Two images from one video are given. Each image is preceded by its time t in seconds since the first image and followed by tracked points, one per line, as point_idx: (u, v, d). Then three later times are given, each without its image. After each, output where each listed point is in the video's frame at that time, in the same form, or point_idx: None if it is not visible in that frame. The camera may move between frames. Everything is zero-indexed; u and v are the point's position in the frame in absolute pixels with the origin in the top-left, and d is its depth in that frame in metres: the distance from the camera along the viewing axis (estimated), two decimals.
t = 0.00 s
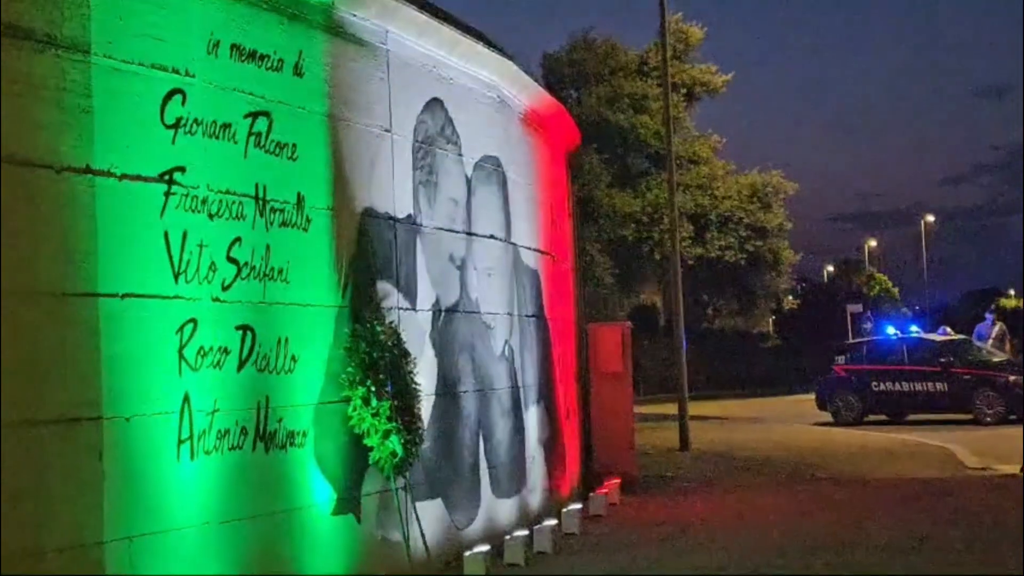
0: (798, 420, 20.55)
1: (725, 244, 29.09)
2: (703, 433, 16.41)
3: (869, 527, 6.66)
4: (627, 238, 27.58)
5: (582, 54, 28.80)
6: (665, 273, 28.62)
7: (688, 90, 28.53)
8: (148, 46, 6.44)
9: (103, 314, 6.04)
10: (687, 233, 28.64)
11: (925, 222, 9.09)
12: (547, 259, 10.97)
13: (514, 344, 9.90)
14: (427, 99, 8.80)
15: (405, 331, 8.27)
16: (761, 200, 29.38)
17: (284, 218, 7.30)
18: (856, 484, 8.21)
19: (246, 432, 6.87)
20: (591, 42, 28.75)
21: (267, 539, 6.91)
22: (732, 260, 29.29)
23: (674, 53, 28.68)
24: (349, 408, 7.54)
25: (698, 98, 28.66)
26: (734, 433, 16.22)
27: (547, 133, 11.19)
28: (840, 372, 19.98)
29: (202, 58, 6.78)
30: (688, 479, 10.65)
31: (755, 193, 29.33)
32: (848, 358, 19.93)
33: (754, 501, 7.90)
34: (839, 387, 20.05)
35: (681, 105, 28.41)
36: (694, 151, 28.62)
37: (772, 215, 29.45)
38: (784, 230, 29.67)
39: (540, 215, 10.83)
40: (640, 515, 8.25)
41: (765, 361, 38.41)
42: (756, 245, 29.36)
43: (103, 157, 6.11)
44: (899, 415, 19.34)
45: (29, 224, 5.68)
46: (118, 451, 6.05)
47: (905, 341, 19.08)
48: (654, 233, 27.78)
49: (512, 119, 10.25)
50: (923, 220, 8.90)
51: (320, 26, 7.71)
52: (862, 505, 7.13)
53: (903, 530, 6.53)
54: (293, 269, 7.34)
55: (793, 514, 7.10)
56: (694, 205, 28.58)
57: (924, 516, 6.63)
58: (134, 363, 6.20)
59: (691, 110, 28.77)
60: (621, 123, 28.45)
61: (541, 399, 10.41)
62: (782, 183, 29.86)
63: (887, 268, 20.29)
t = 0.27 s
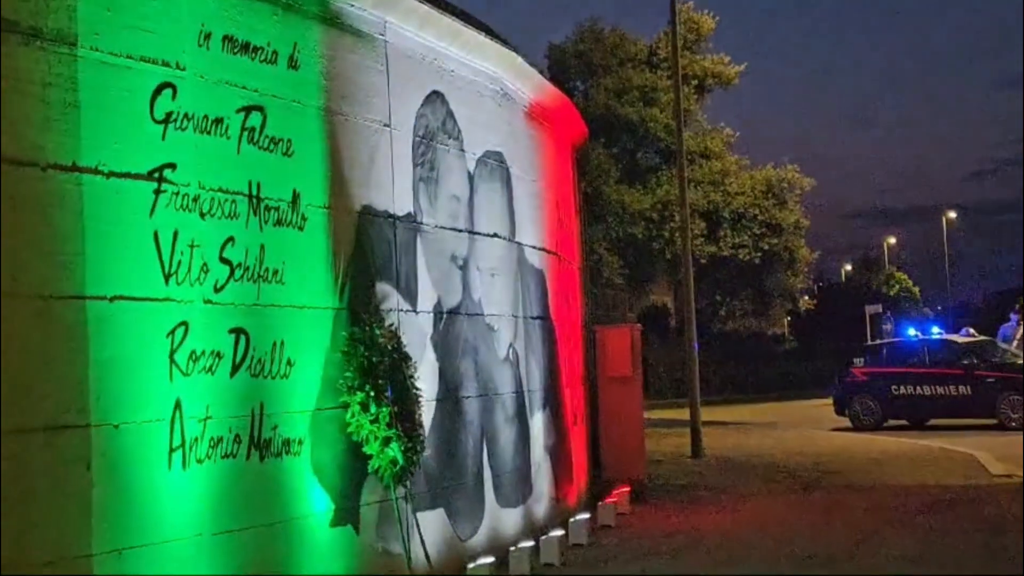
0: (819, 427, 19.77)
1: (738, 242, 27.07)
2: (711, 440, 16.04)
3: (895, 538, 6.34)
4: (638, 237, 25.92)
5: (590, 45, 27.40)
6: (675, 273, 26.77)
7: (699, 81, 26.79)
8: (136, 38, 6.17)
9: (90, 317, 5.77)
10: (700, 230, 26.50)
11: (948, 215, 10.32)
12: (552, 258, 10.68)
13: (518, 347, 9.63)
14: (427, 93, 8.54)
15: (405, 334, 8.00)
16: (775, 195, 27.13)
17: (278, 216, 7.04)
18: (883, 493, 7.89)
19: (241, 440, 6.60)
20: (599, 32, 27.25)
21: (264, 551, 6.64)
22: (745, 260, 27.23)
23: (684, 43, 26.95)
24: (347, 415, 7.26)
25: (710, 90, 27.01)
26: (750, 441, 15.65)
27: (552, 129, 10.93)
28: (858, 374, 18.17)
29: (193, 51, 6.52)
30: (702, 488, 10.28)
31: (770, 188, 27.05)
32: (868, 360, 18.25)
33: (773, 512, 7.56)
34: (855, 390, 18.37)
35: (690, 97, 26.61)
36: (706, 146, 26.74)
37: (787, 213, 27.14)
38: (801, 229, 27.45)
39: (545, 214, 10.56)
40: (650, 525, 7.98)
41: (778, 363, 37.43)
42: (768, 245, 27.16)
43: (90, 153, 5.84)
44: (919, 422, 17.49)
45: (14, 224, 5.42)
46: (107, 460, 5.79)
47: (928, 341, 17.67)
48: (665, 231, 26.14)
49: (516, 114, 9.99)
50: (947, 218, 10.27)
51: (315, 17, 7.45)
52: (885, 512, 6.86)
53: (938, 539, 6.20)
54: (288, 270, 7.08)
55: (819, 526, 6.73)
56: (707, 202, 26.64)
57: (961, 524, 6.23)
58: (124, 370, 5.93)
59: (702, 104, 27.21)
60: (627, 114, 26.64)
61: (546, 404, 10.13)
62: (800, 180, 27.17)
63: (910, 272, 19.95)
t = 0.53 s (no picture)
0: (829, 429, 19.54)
1: (747, 240, 26.70)
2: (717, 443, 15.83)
3: (915, 545, 6.11)
4: (643, 235, 25.72)
5: (593, 39, 27.15)
6: (683, 273, 26.54)
7: (706, 74, 26.51)
8: (128, 32, 5.99)
9: (80, 320, 5.59)
10: (710, 228, 25.90)
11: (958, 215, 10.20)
12: (555, 257, 10.50)
13: (521, 349, 9.46)
14: (427, 88, 8.36)
15: (405, 336, 7.83)
16: (784, 192, 26.92)
17: (274, 215, 6.86)
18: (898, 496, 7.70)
19: (236, 446, 6.42)
20: (604, 25, 27.01)
21: (261, 560, 6.47)
22: (755, 259, 26.88)
23: (691, 36, 26.66)
24: (344, 419, 7.07)
25: (717, 84, 26.75)
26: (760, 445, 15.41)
27: (555, 126, 10.75)
28: (872, 376, 17.92)
29: (185, 45, 6.34)
30: (710, 494, 10.06)
31: (780, 185, 26.89)
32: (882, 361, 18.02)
33: (783, 518, 7.39)
34: (871, 394, 17.93)
35: (697, 91, 26.32)
36: (714, 142, 26.35)
37: (797, 210, 26.90)
38: (810, 225, 27.22)
39: (549, 212, 10.38)
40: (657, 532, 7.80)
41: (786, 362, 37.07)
42: (778, 243, 26.92)
43: (80, 151, 5.66)
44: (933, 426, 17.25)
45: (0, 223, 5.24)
46: (98, 467, 5.61)
47: (943, 342, 17.41)
48: (671, 229, 25.92)
49: (519, 110, 9.81)
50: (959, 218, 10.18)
51: (311, 11, 7.28)
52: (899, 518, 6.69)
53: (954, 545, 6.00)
54: (285, 271, 6.90)
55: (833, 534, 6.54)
56: (716, 198, 26.22)
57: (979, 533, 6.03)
58: (116, 374, 5.76)
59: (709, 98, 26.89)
60: (634, 110, 26.40)
61: (550, 406, 9.96)
62: (810, 177, 27.04)
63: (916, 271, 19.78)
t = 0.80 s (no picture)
0: (831, 427, 19.57)
1: (749, 238, 26.66)
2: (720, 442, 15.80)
3: (918, 541, 6.08)
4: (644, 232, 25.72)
5: (596, 35, 27.16)
6: (684, 271, 26.55)
7: (708, 71, 26.49)
8: (127, 30, 5.97)
9: (80, 319, 5.57)
10: (710, 224, 26.06)
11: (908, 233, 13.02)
12: (556, 255, 10.47)
13: (523, 348, 9.43)
14: (428, 85, 8.33)
15: (405, 334, 7.81)
16: (786, 188, 26.67)
17: (275, 213, 6.84)
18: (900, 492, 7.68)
19: (236, 444, 6.40)
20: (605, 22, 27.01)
21: (262, 558, 6.45)
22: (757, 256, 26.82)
23: (693, 32, 26.63)
24: (345, 418, 7.04)
25: (719, 80, 26.74)
26: (762, 442, 15.38)
27: (557, 123, 10.72)
28: (873, 374, 18.53)
29: (185, 43, 6.31)
30: (712, 493, 10.03)
31: (782, 181, 26.62)
32: (884, 358, 18.53)
33: (784, 514, 7.38)
34: (876, 390, 18.42)
35: (699, 88, 26.29)
36: (715, 138, 26.47)
37: (799, 207, 26.72)
38: (814, 222, 27.06)
39: (550, 210, 10.35)
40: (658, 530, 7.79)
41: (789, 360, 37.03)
42: (781, 240, 26.83)
43: (80, 149, 5.65)
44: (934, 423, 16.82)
45: None
46: (98, 466, 5.59)
47: (946, 339, 17.36)
48: (673, 224, 25.73)
49: (520, 107, 9.78)
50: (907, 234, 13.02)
51: (311, 8, 7.26)
52: (902, 514, 6.70)
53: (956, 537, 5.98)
54: (285, 269, 6.88)
55: (833, 531, 6.52)
56: (717, 194, 26.33)
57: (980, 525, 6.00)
58: (115, 372, 5.73)
59: (711, 94, 26.86)
60: (636, 107, 26.39)
61: (551, 405, 9.93)
62: (813, 173, 26.82)
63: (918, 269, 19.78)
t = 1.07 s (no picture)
0: (830, 425, 19.53)
1: (750, 236, 26.59)
2: (720, 440, 15.81)
3: (917, 540, 6.08)
4: (645, 231, 25.67)
5: (596, 34, 27.13)
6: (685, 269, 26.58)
7: (708, 70, 26.45)
8: (127, 28, 5.97)
9: (81, 317, 5.57)
10: (710, 224, 25.87)
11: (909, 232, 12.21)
12: (557, 254, 10.46)
13: (523, 346, 9.43)
14: (428, 83, 8.33)
15: (405, 333, 7.81)
16: (787, 186, 26.67)
17: (275, 212, 6.83)
18: (900, 491, 7.68)
19: (237, 443, 6.40)
20: (605, 20, 26.96)
21: (262, 557, 6.45)
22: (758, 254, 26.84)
23: (693, 31, 26.58)
24: (345, 417, 7.04)
25: (719, 79, 26.70)
26: (762, 442, 15.37)
27: (557, 121, 10.72)
28: (874, 372, 18.35)
29: (185, 41, 6.31)
30: (713, 491, 10.04)
31: (782, 179, 26.62)
32: (886, 355, 18.33)
33: (784, 514, 7.39)
34: (877, 389, 18.33)
35: (699, 86, 26.26)
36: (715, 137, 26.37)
37: (800, 205, 26.81)
38: (815, 219, 27.13)
39: (550, 209, 10.35)
40: (656, 528, 7.81)
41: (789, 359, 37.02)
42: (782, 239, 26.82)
43: (80, 148, 5.64)
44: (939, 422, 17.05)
45: None
46: (99, 464, 5.59)
47: (947, 337, 17.17)
48: (674, 223, 25.81)
49: (520, 106, 9.78)
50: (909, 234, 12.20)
51: (311, 6, 7.25)
52: (902, 514, 6.70)
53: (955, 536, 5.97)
54: (286, 268, 6.87)
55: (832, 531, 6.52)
56: (718, 193, 26.19)
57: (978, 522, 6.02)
58: (115, 371, 5.73)
59: (711, 93, 26.80)
60: (636, 105, 26.36)
61: (552, 403, 9.93)
62: (813, 171, 26.84)
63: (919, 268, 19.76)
